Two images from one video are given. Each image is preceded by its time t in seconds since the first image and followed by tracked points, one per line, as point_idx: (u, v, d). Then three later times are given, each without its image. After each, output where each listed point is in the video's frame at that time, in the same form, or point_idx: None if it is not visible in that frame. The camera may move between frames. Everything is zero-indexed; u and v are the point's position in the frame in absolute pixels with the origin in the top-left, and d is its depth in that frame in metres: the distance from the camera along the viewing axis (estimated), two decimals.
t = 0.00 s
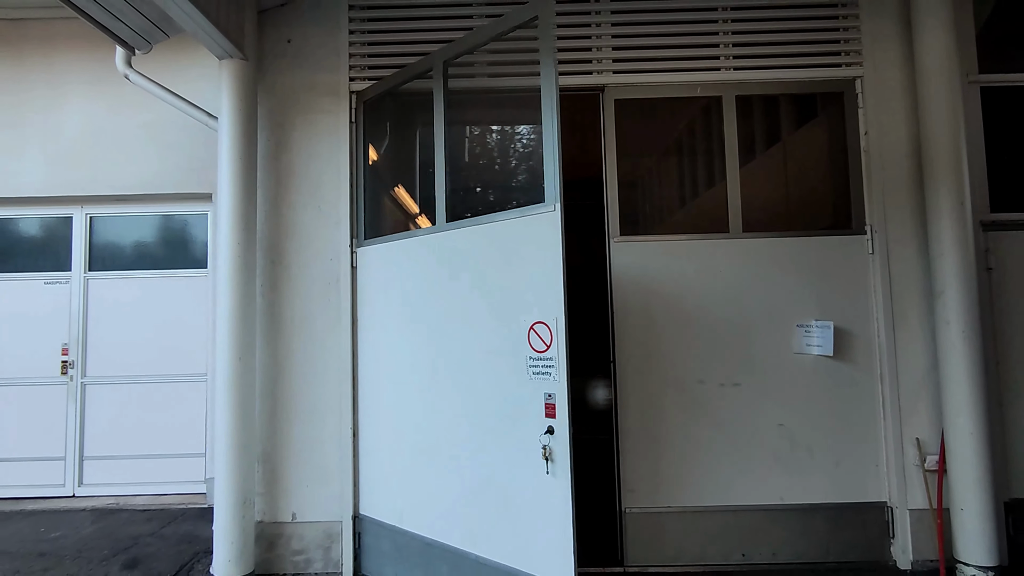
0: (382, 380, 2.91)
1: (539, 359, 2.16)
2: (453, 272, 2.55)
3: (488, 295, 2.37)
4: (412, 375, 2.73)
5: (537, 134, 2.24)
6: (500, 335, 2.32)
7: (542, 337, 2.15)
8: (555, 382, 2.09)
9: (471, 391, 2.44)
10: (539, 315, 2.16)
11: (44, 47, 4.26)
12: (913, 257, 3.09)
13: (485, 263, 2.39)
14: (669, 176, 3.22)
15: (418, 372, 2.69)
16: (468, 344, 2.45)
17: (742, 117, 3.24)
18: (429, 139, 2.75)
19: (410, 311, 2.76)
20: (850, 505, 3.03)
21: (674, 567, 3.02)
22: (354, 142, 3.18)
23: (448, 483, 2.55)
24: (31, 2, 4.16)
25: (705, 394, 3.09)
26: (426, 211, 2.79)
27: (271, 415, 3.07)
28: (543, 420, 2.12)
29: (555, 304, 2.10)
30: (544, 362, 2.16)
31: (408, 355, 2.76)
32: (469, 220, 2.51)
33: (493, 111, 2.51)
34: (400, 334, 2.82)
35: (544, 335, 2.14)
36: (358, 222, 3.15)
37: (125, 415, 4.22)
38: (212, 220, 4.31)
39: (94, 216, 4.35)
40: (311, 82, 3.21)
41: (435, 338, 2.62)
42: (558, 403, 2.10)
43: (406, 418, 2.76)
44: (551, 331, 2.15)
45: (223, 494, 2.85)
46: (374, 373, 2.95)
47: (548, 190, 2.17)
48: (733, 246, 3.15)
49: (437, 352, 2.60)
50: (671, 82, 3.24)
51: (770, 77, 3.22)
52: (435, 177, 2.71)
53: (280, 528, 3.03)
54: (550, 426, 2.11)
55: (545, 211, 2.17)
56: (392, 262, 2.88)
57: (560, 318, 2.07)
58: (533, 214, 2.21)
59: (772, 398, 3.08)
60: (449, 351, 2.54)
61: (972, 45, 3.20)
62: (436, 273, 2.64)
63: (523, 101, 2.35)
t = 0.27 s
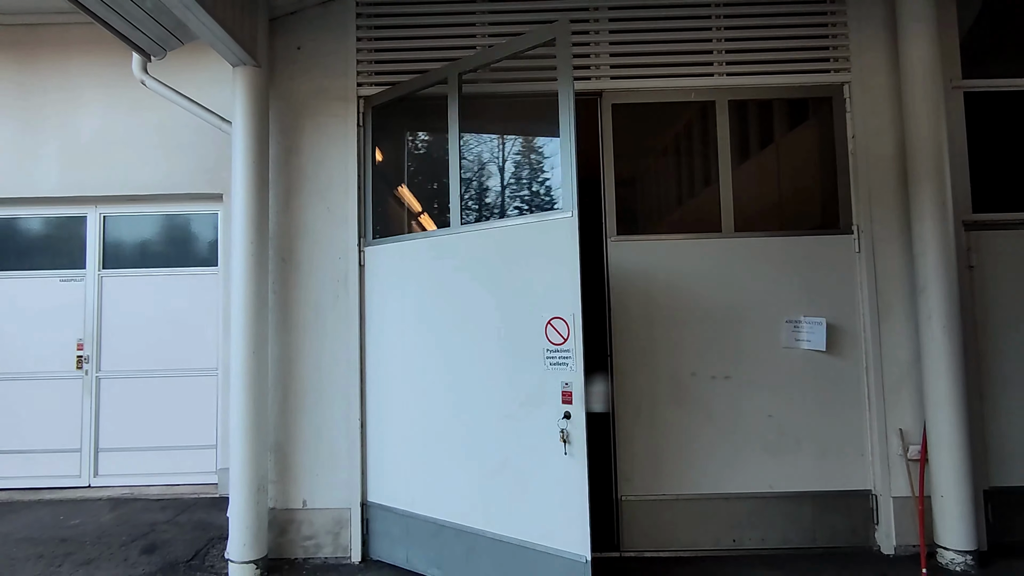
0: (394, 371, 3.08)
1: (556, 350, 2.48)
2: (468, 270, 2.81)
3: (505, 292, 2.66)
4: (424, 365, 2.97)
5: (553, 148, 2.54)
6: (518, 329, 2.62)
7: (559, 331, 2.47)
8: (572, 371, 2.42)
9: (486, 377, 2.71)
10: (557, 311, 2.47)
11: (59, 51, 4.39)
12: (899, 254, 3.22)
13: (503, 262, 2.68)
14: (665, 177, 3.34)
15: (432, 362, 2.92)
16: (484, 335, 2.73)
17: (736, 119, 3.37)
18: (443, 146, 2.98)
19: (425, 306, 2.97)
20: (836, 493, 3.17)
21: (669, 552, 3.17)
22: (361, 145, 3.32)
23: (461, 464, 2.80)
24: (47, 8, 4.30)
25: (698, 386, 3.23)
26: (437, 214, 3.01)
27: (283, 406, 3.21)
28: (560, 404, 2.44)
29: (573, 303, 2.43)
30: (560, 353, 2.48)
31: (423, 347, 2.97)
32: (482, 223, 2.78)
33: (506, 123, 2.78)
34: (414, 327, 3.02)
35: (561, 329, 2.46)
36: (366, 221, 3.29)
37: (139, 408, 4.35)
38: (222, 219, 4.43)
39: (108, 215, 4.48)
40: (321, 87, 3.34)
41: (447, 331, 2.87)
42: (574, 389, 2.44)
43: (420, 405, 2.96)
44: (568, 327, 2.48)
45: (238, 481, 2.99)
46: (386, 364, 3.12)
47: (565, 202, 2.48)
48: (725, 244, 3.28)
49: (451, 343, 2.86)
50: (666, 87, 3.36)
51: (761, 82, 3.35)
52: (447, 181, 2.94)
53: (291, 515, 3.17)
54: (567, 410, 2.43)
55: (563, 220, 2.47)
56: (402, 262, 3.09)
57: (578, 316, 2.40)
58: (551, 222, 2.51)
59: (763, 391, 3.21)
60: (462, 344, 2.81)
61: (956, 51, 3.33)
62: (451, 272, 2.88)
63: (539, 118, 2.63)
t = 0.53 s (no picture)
0: (399, 363, 3.26)
1: (564, 341, 2.75)
2: (474, 269, 3.04)
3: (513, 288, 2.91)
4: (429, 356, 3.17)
5: (562, 158, 2.81)
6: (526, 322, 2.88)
7: (568, 324, 2.75)
8: (580, 360, 2.71)
9: (494, 367, 2.96)
10: (565, 306, 2.74)
11: (72, 55, 4.54)
12: (879, 251, 3.37)
13: (510, 261, 2.92)
14: (657, 177, 3.49)
15: (437, 353, 3.13)
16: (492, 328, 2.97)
17: (725, 122, 3.51)
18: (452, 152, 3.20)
19: (430, 302, 3.16)
20: (818, 479, 3.33)
21: (659, 536, 3.33)
22: (365, 147, 3.48)
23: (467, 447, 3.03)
24: (60, 13, 4.44)
25: (686, 377, 3.38)
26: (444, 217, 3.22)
27: (292, 397, 3.37)
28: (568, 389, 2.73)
29: (580, 299, 2.71)
30: (568, 344, 2.76)
31: (428, 340, 3.17)
32: (490, 224, 3.03)
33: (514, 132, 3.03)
34: (419, 322, 3.21)
35: (570, 322, 2.74)
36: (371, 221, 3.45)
37: (150, 400, 4.51)
38: (229, 218, 4.57)
39: (120, 214, 4.62)
40: (327, 92, 3.49)
41: (453, 325, 3.09)
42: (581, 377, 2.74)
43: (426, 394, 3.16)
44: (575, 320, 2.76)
45: (250, 467, 3.15)
46: (391, 357, 3.29)
47: (573, 207, 2.76)
48: (712, 242, 3.43)
49: (459, 336, 3.09)
50: (658, 91, 3.50)
51: (749, 86, 3.48)
52: (455, 184, 3.16)
53: (299, 500, 3.33)
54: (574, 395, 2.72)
55: (571, 225, 2.75)
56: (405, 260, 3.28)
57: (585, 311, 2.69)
58: (560, 225, 2.78)
59: (749, 382, 3.37)
60: (466, 336, 3.06)
61: (935, 56, 3.47)
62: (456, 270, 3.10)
63: (548, 129, 2.89)
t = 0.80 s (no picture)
0: (406, 357, 3.41)
1: (572, 336, 3.00)
2: (481, 269, 3.25)
3: (522, 286, 3.13)
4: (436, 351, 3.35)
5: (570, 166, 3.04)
6: (536, 318, 3.11)
7: (575, 320, 3.00)
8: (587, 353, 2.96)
9: (504, 360, 3.17)
10: (573, 304, 3.00)
11: (84, 59, 4.66)
12: (868, 251, 3.49)
13: (518, 262, 3.16)
14: (653, 179, 3.61)
15: (444, 348, 3.31)
16: (500, 324, 3.19)
17: (719, 125, 3.64)
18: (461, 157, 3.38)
19: (437, 299, 3.34)
20: (808, 469, 3.46)
21: (655, 524, 3.46)
22: (372, 149, 3.60)
23: (477, 435, 3.23)
24: (73, 18, 4.56)
25: (681, 371, 3.51)
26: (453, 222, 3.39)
27: (302, 390, 3.51)
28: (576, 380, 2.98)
29: (587, 297, 2.97)
30: (575, 339, 3.01)
31: (436, 334, 3.35)
32: (499, 227, 3.25)
33: (521, 139, 3.21)
34: (427, 318, 3.37)
35: (577, 318, 3.00)
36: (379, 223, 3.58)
37: (163, 394, 4.65)
38: (238, 217, 4.70)
39: (131, 213, 4.75)
40: (335, 96, 3.61)
41: (460, 321, 3.29)
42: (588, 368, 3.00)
43: (435, 386, 3.34)
44: (582, 317, 3.01)
45: (262, 457, 3.29)
46: (398, 352, 3.45)
47: (580, 214, 3.01)
48: (706, 241, 3.55)
49: (467, 331, 3.28)
50: (654, 95, 3.62)
51: (742, 91, 3.60)
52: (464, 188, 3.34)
53: (309, 489, 3.47)
54: (582, 385, 2.98)
55: (578, 230, 3.00)
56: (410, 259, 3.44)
57: (592, 308, 2.94)
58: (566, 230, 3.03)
59: (741, 376, 3.50)
60: (476, 332, 3.25)
61: (923, 61, 3.58)
62: (463, 269, 3.30)
63: (556, 133, 3.11)
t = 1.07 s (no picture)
0: (416, 351, 3.59)
1: (578, 330, 3.23)
2: (489, 267, 3.44)
3: (530, 284, 3.34)
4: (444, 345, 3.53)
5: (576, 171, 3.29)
6: (542, 314, 3.33)
7: (582, 315, 3.24)
8: (593, 346, 3.20)
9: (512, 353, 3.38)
10: (580, 300, 3.23)
11: (101, 64, 4.82)
12: (856, 250, 3.64)
13: (525, 261, 3.36)
14: (651, 181, 3.76)
15: (453, 343, 3.51)
16: (507, 320, 3.40)
17: (715, 129, 3.79)
18: (469, 161, 3.56)
19: (446, 296, 3.53)
20: (798, 459, 3.62)
21: (652, 511, 3.62)
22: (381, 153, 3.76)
23: (486, 425, 3.42)
24: (90, 25, 4.72)
25: (677, 365, 3.66)
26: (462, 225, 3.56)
27: (315, 383, 3.67)
28: (582, 371, 3.21)
29: (593, 294, 3.21)
30: (582, 332, 3.24)
31: (444, 329, 3.54)
32: (506, 229, 3.44)
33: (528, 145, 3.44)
34: (436, 314, 3.56)
35: (584, 314, 3.23)
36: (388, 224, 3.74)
37: (178, 388, 4.81)
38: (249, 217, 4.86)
39: (147, 213, 4.91)
40: (345, 101, 3.77)
41: (468, 317, 3.48)
42: (593, 360, 3.23)
43: (444, 378, 3.53)
44: (588, 312, 3.25)
45: (277, 447, 3.46)
46: (408, 347, 3.62)
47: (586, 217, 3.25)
48: (701, 240, 3.71)
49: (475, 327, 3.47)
50: (652, 100, 3.76)
51: (736, 96, 3.74)
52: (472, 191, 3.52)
53: (321, 477, 3.64)
54: (588, 375, 3.21)
55: (584, 232, 3.24)
56: (418, 258, 3.61)
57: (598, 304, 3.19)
58: (573, 232, 3.26)
59: (734, 370, 3.65)
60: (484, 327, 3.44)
61: (911, 67, 3.72)
62: (472, 268, 3.48)
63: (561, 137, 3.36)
